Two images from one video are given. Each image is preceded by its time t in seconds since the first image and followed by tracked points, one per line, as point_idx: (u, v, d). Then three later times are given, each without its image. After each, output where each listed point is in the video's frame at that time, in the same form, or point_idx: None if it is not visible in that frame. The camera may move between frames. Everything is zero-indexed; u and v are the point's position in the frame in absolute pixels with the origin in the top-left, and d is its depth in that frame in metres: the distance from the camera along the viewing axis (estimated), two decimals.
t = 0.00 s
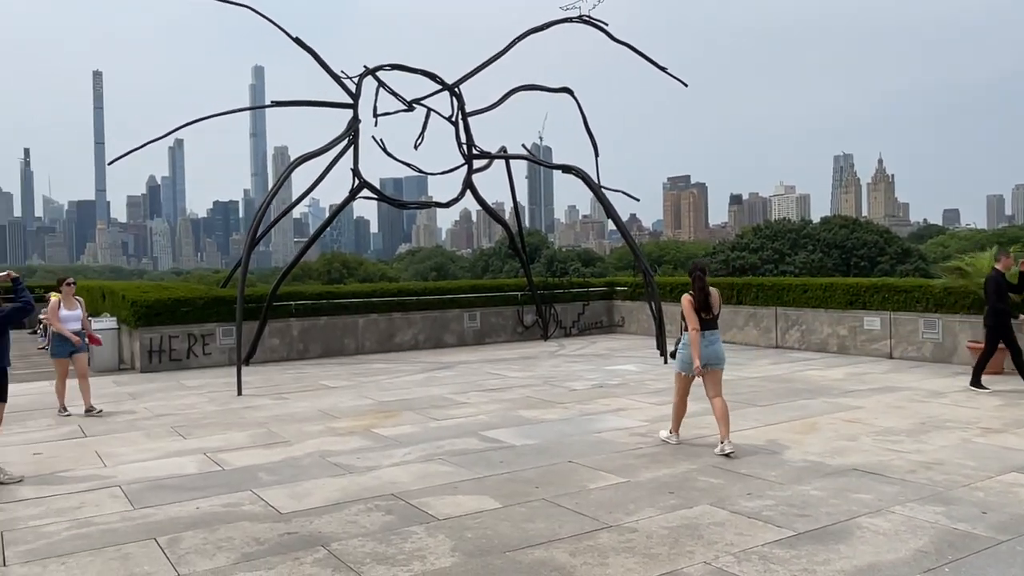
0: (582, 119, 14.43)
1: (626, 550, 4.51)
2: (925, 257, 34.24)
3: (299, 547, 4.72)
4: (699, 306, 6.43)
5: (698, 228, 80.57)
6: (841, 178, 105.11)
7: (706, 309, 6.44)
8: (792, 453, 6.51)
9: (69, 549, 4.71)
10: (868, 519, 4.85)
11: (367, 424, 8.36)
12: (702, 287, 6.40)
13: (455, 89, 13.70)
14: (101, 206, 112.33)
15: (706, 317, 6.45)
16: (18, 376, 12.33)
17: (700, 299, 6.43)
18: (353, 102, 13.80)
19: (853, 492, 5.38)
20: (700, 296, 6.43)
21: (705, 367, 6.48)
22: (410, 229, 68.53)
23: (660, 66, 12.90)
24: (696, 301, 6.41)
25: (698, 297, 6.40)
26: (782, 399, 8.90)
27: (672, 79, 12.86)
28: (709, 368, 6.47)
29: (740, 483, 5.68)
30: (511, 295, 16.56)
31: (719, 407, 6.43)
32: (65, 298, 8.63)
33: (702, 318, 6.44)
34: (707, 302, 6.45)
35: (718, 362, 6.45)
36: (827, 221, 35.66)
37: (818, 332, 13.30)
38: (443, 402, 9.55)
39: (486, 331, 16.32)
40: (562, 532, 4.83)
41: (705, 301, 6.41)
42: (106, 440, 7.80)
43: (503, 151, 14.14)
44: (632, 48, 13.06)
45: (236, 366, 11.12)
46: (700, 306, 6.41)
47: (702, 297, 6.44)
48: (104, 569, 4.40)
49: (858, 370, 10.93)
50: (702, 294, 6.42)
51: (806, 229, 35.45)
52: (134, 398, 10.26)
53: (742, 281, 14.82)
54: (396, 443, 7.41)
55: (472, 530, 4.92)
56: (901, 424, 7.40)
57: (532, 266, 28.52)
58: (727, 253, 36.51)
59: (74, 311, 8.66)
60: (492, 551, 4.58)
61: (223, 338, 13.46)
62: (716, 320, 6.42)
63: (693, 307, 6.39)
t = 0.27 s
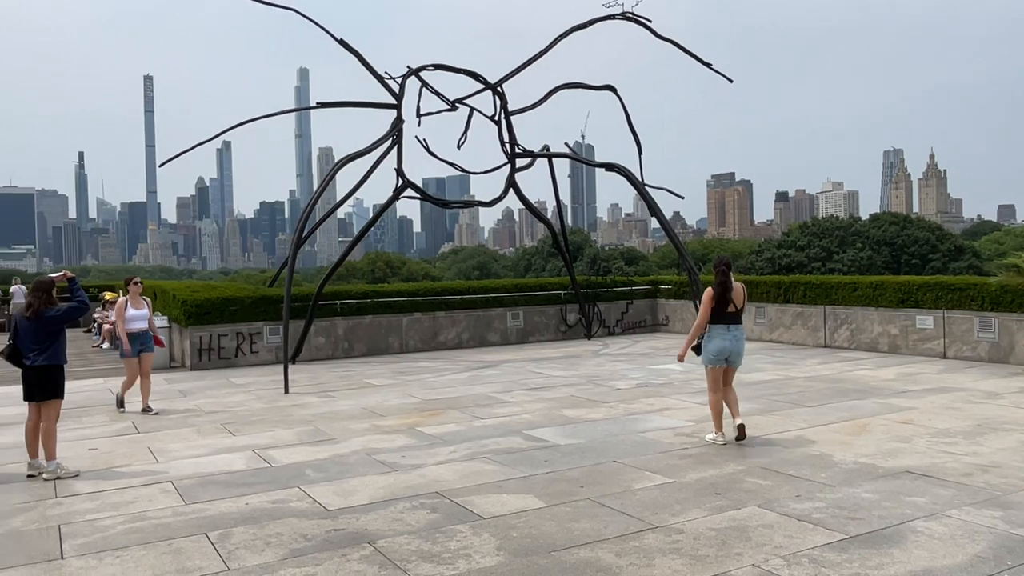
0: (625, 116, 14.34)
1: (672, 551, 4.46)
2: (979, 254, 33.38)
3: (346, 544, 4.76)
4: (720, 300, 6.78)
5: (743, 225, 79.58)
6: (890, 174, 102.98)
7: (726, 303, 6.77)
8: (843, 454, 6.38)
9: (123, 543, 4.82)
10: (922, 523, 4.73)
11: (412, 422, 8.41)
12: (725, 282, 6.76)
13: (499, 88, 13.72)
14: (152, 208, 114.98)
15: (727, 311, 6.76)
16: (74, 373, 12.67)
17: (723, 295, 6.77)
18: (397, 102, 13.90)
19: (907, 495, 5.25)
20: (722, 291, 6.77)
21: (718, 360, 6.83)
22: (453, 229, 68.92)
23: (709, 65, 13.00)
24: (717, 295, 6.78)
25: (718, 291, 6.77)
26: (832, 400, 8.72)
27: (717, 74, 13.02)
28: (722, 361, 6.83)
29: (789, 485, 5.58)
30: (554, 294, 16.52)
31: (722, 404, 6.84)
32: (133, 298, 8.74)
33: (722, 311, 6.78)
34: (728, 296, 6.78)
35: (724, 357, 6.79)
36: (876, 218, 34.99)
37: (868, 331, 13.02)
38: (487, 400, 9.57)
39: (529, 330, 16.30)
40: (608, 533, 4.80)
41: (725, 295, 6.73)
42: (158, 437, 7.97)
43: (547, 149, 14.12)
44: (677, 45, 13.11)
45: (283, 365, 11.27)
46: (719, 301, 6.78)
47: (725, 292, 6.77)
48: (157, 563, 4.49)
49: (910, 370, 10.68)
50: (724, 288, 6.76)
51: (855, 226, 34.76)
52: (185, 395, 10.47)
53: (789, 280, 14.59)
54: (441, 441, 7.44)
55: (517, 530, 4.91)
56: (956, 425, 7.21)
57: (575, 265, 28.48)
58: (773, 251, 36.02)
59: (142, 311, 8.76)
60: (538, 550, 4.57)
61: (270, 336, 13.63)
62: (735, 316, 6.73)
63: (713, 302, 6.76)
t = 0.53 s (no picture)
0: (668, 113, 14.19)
1: (717, 554, 4.39)
2: None
3: (389, 541, 4.78)
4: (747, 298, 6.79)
5: (788, 223, 78.43)
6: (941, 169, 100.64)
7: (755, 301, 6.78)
8: (893, 457, 6.22)
9: (171, 538, 4.90)
10: (977, 528, 4.58)
11: (454, 420, 8.43)
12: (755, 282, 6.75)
13: (539, 85, 13.66)
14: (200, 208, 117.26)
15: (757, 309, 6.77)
16: (125, 370, 12.96)
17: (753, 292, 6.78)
18: (438, 101, 13.94)
19: (961, 500, 5.10)
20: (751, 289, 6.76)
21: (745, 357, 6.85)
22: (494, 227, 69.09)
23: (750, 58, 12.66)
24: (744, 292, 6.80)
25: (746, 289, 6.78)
26: (882, 400, 8.52)
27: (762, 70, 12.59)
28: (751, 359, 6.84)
29: (837, 487, 5.46)
30: (597, 292, 16.44)
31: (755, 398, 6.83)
32: (190, 296, 8.90)
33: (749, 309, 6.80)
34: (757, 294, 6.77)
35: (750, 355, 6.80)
36: (927, 214, 34.22)
37: (919, 330, 12.71)
38: (529, 399, 9.55)
39: (571, 328, 16.25)
40: (651, 534, 4.74)
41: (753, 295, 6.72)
42: (205, 432, 8.10)
43: (588, 147, 14.03)
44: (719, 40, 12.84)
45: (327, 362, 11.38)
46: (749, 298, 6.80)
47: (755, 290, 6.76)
48: (203, 558, 4.56)
49: (963, 370, 10.40)
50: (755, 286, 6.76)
51: (905, 223, 34.03)
52: (231, 392, 10.63)
53: (837, 277, 14.31)
54: (483, 440, 7.44)
55: (559, 529, 4.88)
56: (1013, 428, 6.99)
57: (617, 264, 28.36)
58: (820, 248, 35.45)
59: (199, 308, 8.91)
60: (580, 550, 4.54)
61: (315, 334, 13.80)
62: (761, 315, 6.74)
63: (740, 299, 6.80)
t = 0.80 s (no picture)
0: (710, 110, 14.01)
1: (761, 557, 4.32)
2: None
3: (429, 539, 4.79)
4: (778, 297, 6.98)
5: (833, 220, 77.15)
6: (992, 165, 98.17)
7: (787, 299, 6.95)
8: (944, 460, 6.06)
9: (216, 533, 4.97)
10: None
11: (494, 419, 8.43)
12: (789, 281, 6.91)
13: (580, 83, 13.62)
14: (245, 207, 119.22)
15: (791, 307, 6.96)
16: (172, 366, 13.21)
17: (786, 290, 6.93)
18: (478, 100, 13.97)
19: (1015, 506, 4.95)
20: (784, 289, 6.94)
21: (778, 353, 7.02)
22: (535, 226, 69.11)
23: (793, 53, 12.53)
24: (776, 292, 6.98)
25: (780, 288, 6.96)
26: (932, 402, 8.31)
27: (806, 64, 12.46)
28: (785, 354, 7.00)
29: (886, 491, 5.34)
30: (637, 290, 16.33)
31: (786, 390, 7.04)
32: (243, 295, 9.04)
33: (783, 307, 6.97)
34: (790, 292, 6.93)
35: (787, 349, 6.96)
36: (978, 211, 33.40)
37: (970, 330, 12.39)
38: (569, 398, 9.51)
39: (612, 326, 16.15)
40: (693, 536, 4.68)
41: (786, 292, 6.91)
42: (249, 429, 8.21)
43: (628, 145, 13.95)
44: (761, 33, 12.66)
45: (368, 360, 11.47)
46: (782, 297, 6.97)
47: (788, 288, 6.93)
48: (247, 553, 4.62)
49: (1017, 371, 10.10)
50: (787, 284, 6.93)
51: (955, 220, 33.26)
52: (275, 389, 10.77)
53: (885, 276, 14.00)
54: (523, 439, 7.42)
55: (600, 530, 4.85)
56: None
57: (658, 262, 28.18)
58: (866, 246, 34.81)
59: (251, 307, 9.05)
60: (621, 552, 4.49)
61: (356, 332, 13.92)
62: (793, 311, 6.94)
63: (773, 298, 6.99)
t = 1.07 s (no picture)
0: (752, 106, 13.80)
1: (805, 561, 4.23)
2: None
3: (467, 537, 4.79)
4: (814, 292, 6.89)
5: (879, 217, 75.67)
6: None
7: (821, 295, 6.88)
8: (995, 464, 5.89)
9: (258, 527, 5.03)
10: None
11: (533, 417, 8.40)
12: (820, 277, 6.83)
13: (619, 79, 13.52)
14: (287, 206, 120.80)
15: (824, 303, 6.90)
16: (217, 363, 13.43)
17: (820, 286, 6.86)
18: (517, 98, 13.95)
19: None
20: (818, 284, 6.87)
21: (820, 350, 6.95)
22: (574, 224, 68.91)
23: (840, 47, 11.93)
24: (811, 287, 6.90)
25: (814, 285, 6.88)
26: (983, 404, 8.09)
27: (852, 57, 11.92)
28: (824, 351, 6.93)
29: (934, 495, 5.20)
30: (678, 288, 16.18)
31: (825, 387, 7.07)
32: (291, 290, 9.09)
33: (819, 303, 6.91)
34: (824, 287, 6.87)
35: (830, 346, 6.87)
36: None
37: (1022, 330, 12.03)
38: (609, 396, 9.45)
39: (652, 325, 16.03)
40: (735, 538, 4.61)
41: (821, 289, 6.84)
42: (290, 425, 8.30)
43: (668, 141, 13.82)
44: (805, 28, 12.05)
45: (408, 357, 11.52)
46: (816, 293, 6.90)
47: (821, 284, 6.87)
48: (288, 547, 4.66)
49: None
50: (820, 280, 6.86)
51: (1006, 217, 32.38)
52: (316, 386, 10.87)
53: (933, 274, 13.68)
54: (562, 437, 7.39)
55: (640, 530, 4.80)
56: None
57: (699, 260, 27.90)
58: (913, 243, 34.07)
59: (300, 303, 9.11)
60: (661, 553, 4.45)
61: (396, 329, 14.00)
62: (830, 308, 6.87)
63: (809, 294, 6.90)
